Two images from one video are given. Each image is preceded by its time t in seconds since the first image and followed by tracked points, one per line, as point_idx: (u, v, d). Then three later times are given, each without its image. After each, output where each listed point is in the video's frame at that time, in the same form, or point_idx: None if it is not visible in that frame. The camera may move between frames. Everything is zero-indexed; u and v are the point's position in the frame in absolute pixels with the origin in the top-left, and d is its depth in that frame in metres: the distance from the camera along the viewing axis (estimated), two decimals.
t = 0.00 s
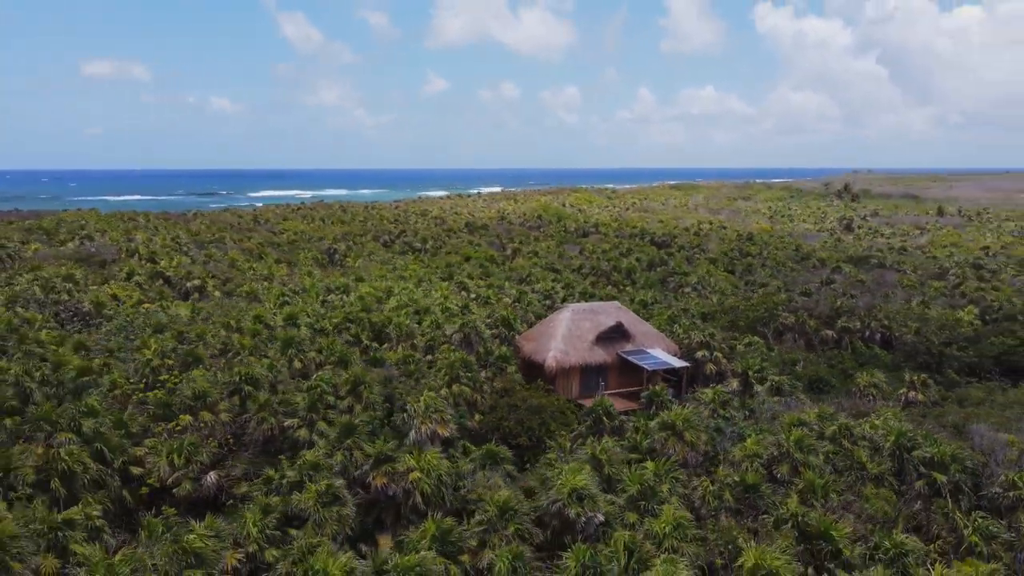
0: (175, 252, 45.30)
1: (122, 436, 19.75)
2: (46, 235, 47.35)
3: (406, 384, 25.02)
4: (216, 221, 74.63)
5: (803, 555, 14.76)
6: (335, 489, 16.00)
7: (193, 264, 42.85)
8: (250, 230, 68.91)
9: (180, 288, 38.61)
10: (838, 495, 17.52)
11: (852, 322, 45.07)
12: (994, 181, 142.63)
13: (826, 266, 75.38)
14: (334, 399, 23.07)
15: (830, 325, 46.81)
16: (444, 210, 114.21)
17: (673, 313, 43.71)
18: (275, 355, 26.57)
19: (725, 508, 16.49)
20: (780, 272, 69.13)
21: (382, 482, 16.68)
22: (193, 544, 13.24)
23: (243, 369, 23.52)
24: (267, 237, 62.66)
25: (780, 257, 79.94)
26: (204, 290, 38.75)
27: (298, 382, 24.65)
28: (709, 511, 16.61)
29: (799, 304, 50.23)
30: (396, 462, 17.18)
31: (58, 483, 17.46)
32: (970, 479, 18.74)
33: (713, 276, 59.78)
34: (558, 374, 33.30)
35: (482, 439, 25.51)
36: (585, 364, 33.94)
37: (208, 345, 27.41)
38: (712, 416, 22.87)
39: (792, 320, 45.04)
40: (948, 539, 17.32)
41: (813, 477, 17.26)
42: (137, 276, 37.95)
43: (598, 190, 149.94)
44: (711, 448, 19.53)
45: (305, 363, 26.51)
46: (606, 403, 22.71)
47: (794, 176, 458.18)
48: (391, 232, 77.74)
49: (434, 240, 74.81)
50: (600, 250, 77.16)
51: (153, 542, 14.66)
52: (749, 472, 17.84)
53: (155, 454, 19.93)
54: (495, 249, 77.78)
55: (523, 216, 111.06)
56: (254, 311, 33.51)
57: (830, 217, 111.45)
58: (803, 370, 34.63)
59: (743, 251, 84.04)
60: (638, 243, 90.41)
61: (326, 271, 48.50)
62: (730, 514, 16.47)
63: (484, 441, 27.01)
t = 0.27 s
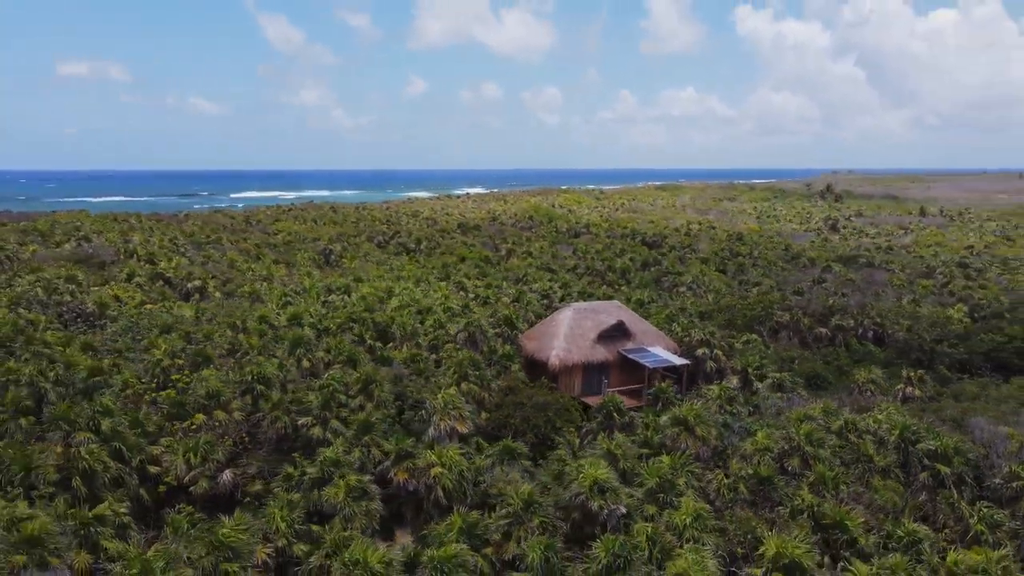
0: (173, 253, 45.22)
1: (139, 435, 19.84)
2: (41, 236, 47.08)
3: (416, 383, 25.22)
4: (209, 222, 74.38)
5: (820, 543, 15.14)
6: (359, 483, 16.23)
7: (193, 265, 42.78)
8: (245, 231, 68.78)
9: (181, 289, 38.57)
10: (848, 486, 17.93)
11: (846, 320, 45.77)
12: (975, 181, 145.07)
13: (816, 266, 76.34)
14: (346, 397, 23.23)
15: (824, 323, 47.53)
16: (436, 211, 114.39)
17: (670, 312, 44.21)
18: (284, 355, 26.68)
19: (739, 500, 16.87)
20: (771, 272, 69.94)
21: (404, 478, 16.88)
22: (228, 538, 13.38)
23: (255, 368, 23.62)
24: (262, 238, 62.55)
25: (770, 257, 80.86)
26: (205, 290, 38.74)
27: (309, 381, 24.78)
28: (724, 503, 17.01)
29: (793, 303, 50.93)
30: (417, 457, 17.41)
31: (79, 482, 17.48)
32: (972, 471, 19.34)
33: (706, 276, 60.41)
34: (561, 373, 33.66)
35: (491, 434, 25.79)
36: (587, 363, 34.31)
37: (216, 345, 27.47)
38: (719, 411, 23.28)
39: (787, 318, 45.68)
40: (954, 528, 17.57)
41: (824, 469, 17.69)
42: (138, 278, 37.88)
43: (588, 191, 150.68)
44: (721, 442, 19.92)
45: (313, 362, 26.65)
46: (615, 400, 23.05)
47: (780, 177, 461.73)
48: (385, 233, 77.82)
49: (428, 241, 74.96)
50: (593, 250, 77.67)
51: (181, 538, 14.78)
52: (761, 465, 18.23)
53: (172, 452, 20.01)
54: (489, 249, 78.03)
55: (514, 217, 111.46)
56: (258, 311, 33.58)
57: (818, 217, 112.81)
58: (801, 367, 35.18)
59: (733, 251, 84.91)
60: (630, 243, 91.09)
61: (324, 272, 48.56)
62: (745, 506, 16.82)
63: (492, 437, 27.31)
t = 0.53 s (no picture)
0: (170, 255, 45.06)
1: (154, 434, 19.90)
2: (36, 238, 46.74)
3: (424, 381, 25.43)
4: (201, 223, 74.06)
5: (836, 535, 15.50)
6: (381, 480, 16.45)
7: (191, 266, 42.69)
8: (238, 232, 68.55)
9: (181, 290, 38.49)
10: (857, 478, 18.35)
11: (839, 318, 46.49)
12: (957, 181, 147.43)
13: (805, 266, 77.32)
14: (357, 395, 23.41)
15: (817, 321, 48.23)
16: (427, 212, 114.45)
17: (667, 311, 44.69)
18: (292, 355, 26.79)
19: (752, 493, 17.26)
20: (762, 271, 70.74)
21: (423, 475, 17.14)
22: (260, 532, 13.55)
23: (266, 367, 23.72)
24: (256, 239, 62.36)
25: (760, 257, 81.73)
26: (205, 291, 38.68)
27: (319, 380, 24.90)
28: (738, 496, 17.38)
29: (785, 301, 51.63)
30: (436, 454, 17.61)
31: (99, 480, 17.68)
32: (974, 463, 19.88)
33: (699, 276, 61.05)
34: (564, 371, 33.98)
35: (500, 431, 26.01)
36: (589, 361, 34.68)
37: (223, 345, 27.52)
38: (725, 408, 23.67)
39: (781, 316, 46.32)
40: (960, 518, 18.02)
41: (833, 463, 18.13)
42: (137, 279, 37.77)
43: (578, 191, 151.29)
44: (731, 437, 20.34)
45: (322, 362, 26.78)
46: (623, 397, 23.46)
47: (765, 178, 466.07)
48: (378, 234, 77.84)
49: (422, 241, 75.06)
50: (585, 250, 78.15)
51: (208, 535, 14.94)
52: (771, 459, 18.65)
53: (188, 451, 20.08)
54: (482, 250, 78.29)
55: (505, 217, 111.80)
56: (261, 312, 33.60)
57: (805, 217, 114.15)
58: (798, 365, 35.76)
59: (724, 251, 85.73)
60: (621, 243, 91.74)
61: (322, 272, 48.57)
62: (760, 498, 17.17)
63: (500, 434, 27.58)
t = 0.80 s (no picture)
0: (168, 256, 44.93)
1: (170, 433, 20.01)
2: (31, 239, 46.42)
3: (434, 380, 25.65)
4: (193, 223, 73.68)
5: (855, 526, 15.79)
6: (403, 476, 16.66)
7: (190, 267, 42.60)
8: (232, 232, 68.29)
9: (182, 290, 38.42)
10: (866, 470, 18.78)
11: (833, 317, 47.15)
12: (940, 181, 149.67)
13: (796, 265, 78.20)
14: (369, 393, 23.58)
15: (811, 319, 48.87)
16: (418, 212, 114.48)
17: (665, 310, 45.13)
18: (300, 355, 26.91)
19: (765, 485, 17.64)
20: (754, 271, 71.51)
21: (442, 472, 17.35)
22: (290, 527, 13.67)
23: (278, 367, 23.83)
24: (251, 240, 62.20)
25: (750, 257, 82.55)
26: (206, 292, 38.63)
27: (329, 379, 25.04)
28: (751, 488, 17.79)
29: (779, 300, 52.28)
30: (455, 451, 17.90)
31: (120, 480, 17.82)
32: (976, 456, 20.41)
33: (693, 276, 61.66)
34: (567, 370, 34.27)
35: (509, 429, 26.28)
36: (591, 360, 34.97)
37: (230, 344, 27.59)
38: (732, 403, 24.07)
39: (777, 315, 46.91)
40: (966, 509, 18.51)
41: (843, 457, 18.57)
42: (138, 280, 37.67)
43: (568, 192, 151.82)
44: (740, 433, 20.73)
45: (330, 361, 26.91)
46: (631, 394, 23.79)
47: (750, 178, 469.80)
48: (372, 235, 77.85)
49: (416, 242, 75.15)
50: (579, 250, 78.56)
51: (234, 532, 15.10)
52: (782, 453, 19.05)
53: (204, 449, 20.17)
54: (476, 250, 78.48)
55: (497, 218, 112.03)
56: (264, 312, 33.64)
57: (793, 216, 115.37)
58: (796, 362, 36.30)
59: (715, 251, 86.48)
60: (613, 244, 92.29)
61: (320, 273, 48.63)
62: (773, 490, 17.60)
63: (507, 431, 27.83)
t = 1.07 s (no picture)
0: (166, 257, 44.78)
1: (187, 432, 20.09)
2: (26, 240, 46.10)
3: (443, 378, 25.86)
4: (186, 224, 73.34)
5: (871, 515, 15.96)
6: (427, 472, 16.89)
7: (189, 268, 42.51)
8: (226, 233, 68.04)
9: (183, 290, 38.36)
10: (874, 463, 19.22)
11: (828, 315, 47.82)
12: (924, 181, 151.91)
13: (787, 265, 79.09)
14: (381, 391, 23.76)
15: (806, 317, 49.53)
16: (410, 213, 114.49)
17: (663, 309, 45.57)
18: (309, 355, 27.02)
19: (778, 478, 18.04)
20: (746, 270, 72.25)
21: (461, 468, 17.59)
22: (322, 521, 13.86)
23: (289, 366, 23.94)
24: (247, 241, 62.02)
25: (742, 256, 83.34)
26: (207, 292, 38.59)
27: (339, 378, 25.17)
28: (765, 481, 18.18)
29: (774, 299, 52.93)
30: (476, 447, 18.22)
31: (141, 478, 17.90)
32: (978, 449, 20.95)
33: (687, 275, 62.27)
34: (570, 368, 34.61)
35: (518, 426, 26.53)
36: (593, 358, 35.32)
37: (238, 344, 27.65)
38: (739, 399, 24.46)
39: (772, 313, 47.51)
40: (971, 500, 18.99)
41: (852, 450, 19.00)
42: (138, 281, 37.57)
43: (558, 193, 152.31)
44: (749, 428, 21.11)
45: (339, 360, 27.04)
46: (640, 391, 24.12)
47: (736, 179, 473.28)
48: (366, 235, 77.85)
49: (410, 242, 75.23)
50: (573, 251, 78.98)
51: (261, 528, 15.25)
52: (792, 447, 19.45)
53: (220, 448, 20.26)
54: (470, 250, 78.65)
55: (489, 218, 112.29)
56: (268, 312, 33.68)
57: (782, 216, 116.62)
58: (794, 359, 36.83)
59: (707, 251, 87.23)
60: (606, 244, 92.84)
61: (319, 273, 48.68)
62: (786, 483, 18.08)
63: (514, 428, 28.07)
